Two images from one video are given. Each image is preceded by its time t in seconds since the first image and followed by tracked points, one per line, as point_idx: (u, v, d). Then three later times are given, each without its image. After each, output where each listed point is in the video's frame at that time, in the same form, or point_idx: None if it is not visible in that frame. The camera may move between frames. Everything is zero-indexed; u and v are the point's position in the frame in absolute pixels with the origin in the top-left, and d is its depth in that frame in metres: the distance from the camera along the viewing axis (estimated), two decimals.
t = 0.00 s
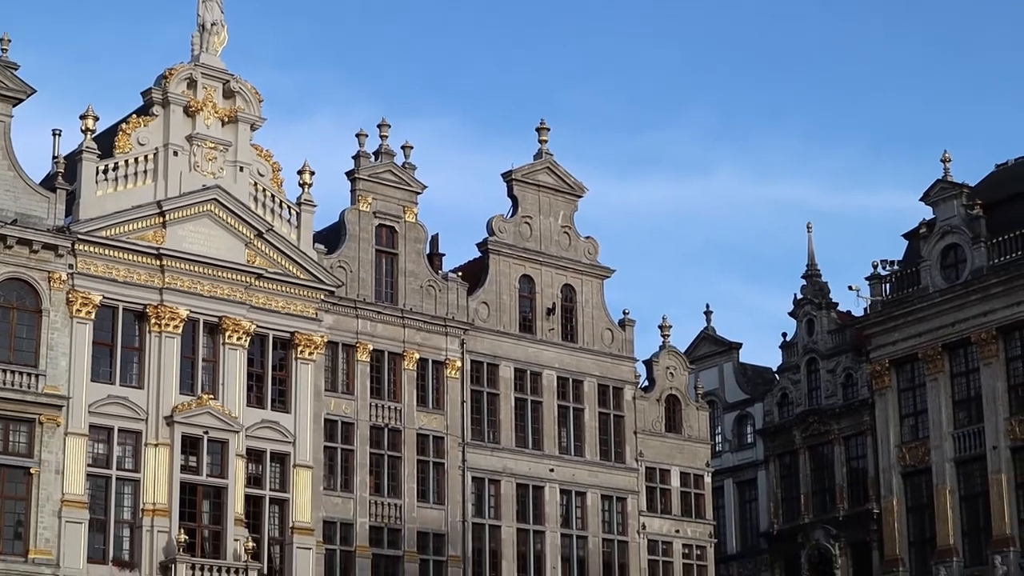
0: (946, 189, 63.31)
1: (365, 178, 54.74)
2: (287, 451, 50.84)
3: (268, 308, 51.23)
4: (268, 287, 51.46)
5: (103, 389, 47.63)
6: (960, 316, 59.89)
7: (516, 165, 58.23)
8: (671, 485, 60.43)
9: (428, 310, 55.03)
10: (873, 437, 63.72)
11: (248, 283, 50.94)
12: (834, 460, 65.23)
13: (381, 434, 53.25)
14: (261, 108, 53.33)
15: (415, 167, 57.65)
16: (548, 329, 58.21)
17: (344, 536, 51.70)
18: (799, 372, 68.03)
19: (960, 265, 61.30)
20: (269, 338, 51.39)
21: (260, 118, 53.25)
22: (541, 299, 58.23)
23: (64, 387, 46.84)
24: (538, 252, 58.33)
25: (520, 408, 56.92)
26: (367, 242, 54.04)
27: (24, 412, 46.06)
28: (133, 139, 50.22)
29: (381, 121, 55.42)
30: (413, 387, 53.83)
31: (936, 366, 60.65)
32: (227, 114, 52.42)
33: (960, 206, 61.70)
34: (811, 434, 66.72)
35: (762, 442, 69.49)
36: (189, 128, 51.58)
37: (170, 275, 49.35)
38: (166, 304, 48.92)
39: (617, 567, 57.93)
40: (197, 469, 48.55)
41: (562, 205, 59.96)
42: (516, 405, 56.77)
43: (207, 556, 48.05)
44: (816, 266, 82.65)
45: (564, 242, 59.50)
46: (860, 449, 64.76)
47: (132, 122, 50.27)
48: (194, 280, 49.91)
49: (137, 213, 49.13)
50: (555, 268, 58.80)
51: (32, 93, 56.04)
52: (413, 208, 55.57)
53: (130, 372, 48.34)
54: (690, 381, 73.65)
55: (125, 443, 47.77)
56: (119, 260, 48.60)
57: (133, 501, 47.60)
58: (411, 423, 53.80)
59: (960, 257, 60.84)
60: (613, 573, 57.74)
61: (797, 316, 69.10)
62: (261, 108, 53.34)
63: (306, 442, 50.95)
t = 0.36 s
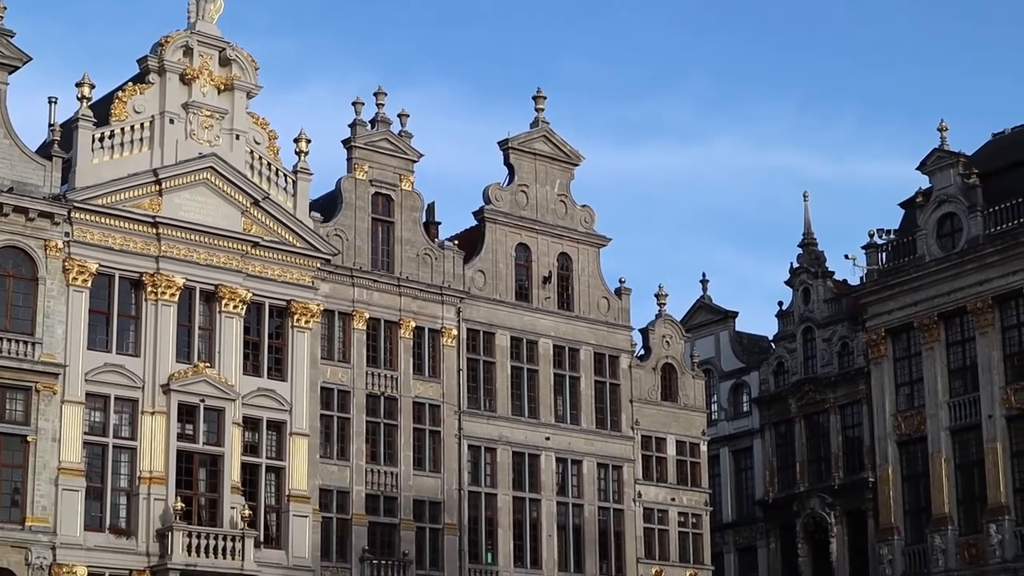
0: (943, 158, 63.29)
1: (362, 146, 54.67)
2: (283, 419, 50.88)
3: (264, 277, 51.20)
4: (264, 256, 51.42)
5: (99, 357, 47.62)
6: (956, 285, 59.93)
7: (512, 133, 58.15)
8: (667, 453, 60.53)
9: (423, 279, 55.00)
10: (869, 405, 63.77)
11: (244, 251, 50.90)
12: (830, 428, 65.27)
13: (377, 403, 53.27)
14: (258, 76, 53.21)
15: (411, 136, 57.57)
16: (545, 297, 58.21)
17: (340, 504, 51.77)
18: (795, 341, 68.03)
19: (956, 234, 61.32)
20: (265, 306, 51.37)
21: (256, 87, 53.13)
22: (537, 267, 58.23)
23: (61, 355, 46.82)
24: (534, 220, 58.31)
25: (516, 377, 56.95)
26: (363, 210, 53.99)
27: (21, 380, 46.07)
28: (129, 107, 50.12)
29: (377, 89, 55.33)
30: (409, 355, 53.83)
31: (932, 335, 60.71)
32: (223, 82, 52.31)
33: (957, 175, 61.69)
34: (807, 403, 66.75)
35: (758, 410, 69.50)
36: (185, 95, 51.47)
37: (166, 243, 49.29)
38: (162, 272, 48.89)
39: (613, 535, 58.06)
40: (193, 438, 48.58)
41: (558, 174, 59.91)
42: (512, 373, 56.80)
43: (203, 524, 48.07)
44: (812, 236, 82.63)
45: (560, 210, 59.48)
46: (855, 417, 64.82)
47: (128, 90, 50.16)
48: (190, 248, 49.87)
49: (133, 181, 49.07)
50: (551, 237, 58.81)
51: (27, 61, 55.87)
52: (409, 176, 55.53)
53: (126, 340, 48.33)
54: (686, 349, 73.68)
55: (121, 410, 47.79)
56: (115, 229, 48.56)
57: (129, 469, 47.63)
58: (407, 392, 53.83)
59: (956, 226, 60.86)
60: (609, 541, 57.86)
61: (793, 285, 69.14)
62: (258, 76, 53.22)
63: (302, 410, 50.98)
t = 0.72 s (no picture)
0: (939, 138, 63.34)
1: (358, 126, 54.60)
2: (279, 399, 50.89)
3: (260, 256, 51.18)
4: (260, 235, 51.39)
5: (96, 336, 47.65)
6: (952, 265, 59.99)
7: (509, 114, 58.11)
8: (663, 433, 60.62)
9: (419, 259, 54.98)
10: (865, 385, 63.79)
11: (240, 231, 50.87)
12: (826, 409, 65.27)
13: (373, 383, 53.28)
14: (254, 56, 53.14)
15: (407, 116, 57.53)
16: (541, 277, 58.22)
17: (336, 483, 51.84)
18: (791, 321, 68.03)
19: (952, 214, 61.37)
20: (262, 286, 51.36)
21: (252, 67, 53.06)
22: (533, 246, 58.25)
23: (57, 335, 46.83)
24: (531, 200, 58.27)
25: (512, 357, 57.01)
26: (359, 190, 53.96)
27: (17, 359, 46.08)
28: (125, 87, 50.07)
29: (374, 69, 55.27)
30: (404, 334, 53.85)
31: (928, 315, 60.76)
32: (219, 62, 52.25)
33: (953, 155, 61.74)
34: (803, 382, 66.76)
35: (753, 390, 69.48)
36: (181, 75, 51.40)
37: (162, 222, 49.26)
38: (158, 252, 48.87)
39: (609, 515, 58.15)
40: (190, 417, 48.58)
41: (554, 154, 59.90)
42: (508, 352, 56.83)
43: (200, 503, 48.10)
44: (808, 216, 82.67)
45: (556, 190, 59.47)
46: (851, 397, 64.84)
47: (124, 70, 50.10)
48: (186, 228, 49.83)
49: (128, 161, 49.02)
50: (548, 217, 58.81)
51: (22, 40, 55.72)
52: (406, 156, 55.50)
53: (122, 320, 48.31)
54: (682, 329, 73.65)
55: (117, 390, 47.80)
56: (111, 209, 48.52)
57: (126, 449, 47.65)
58: (403, 371, 53.87)
59: (953, 206, 60.92)
60: (605, 521, 57.96)
61: (789, 266, 69.11)
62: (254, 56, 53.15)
63: (298, 389, 51.00)
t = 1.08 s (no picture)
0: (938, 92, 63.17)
1: (355, 79, 54.42)
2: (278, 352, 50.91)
3: (259, 210, 51.10)
4: (258, 189, 51.30)
5: (95, 290, 47.65)
6: (951, 220, 59.93)
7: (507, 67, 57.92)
8: (661, 386, 60.72)
9: (417, 213, 54.92)
10: (863, 339, 63.81)
11: (238, 185, 50.77)
12: (824, 363, 65.32)
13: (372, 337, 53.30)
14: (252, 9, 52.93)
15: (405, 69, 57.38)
16: (539, 231, 58.21)
17: (335, 437, 51.95)
18: (789, 275, 68.01)
19: (951, 168, 61.28)
20: (260, 240, 51.30)
21: (250, 20, 52.85)
22: (531, 200, 58.20)
23: (56, 289, 46.82)
24: (529, 154, 58.15)
25: (510, 311, 57.03)
26: (357, 144, 53.86)
27: (15, 312, 46.09)
28: (122, 40, 49.91)
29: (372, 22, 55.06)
30: (403, 288, 53.84)
31: (926, 270, 60.75)
32: (217, 15, 52.04)
33: (952, 110, 61.60)
34: (801, 337, 66.75)
35: (751, 344, 69.47)
36: (179, 28, 51.21)
37: (160, 176, 49.18)
38: (156, 205, 48.80)
39: (607, 468, 58.29)
40: (188, 370, 48.62)
41: (553, 107, 59.75)
42: (507, 306, 56.85)
43: (198, 456, 48.21)
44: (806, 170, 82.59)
45: (555, 144, 59.35)
46: (849, 351, 64.88)
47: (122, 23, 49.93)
48: (185, 182, 49.75)
49: (127, 115, 48.91)
50: (546, 171, 58.73)
51: None
52: (404, 109, 55.36)
53: (121, 274, 48.29)
54: (680, 283, 73.72)
55: (116, 343, 47.83)
56: (109, 162, 48.44)
57: (125, 402, 47.72)
58: (402, 325, 53.91)
59: (952, 161, 60.82)
60: (603, 474, 58.11)
61: (787, 220, 69.01)
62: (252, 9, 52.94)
63: (296, 343, 51.01)
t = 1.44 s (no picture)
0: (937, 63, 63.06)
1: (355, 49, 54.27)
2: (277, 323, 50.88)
3: (258, 181, 51.02)
4: (257, 159, 51.20)
5: (94, 260, 47.60)
6: (951, 191, 59.89)
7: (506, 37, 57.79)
8: (660, 357, 60.75)
9: (416, 183, 54.83)
10: (862, 310, 63.77)
11: (237, 155, 50.67)
12: (823, 334, 65.28)
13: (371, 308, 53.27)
14: None
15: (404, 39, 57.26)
16: (539, 202, 58.17)
17: (335, 407, 51.97)
18: (789, 246, 67.94)
19: (951, 139, 61.21)
20: (259, 210, 51.23)
21: None
22: (530, 170, 58.13)
23: (55, 259, 46.78)
24: (529, 124, 58.05)
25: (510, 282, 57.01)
26: (356, 114, 53.77)
27: (15, 283, 46.04)
28: (121, 9, 49.76)
29: None
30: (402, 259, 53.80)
31: (926, 241, 60.70)
32: None
33: (952, 80, 61.50)
34: (801, 308, 66.68)
35: (751, 315, 69.40)
36: None
37: (159, 146, 49.08)
38: (155, 175, 48.71)
39: (606, 439, 58.35)
40: (188, 340, 48.61)
41: (552, 78, 59.64)
42: (507, 276, 56.82)
43: (198, 426, 48.23)
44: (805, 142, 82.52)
45: (554, 114, 59.25)
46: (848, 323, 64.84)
47: None
48: (184, 152, 49.66)
49: (126, 85, 48.80)
50: (546, 141, 58.63)
51: None
52: (404, 80, 55.23)
53: (120, 244, 48.25)
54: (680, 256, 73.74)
55: (116, 313, 47.81)
56: (108, 132, 48.32)
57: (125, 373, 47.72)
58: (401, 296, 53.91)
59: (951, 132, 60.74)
60: (602, 445, 58.18)
61: (787, 191, 68.95)
62: None
63: (295, 313, 50.99)
